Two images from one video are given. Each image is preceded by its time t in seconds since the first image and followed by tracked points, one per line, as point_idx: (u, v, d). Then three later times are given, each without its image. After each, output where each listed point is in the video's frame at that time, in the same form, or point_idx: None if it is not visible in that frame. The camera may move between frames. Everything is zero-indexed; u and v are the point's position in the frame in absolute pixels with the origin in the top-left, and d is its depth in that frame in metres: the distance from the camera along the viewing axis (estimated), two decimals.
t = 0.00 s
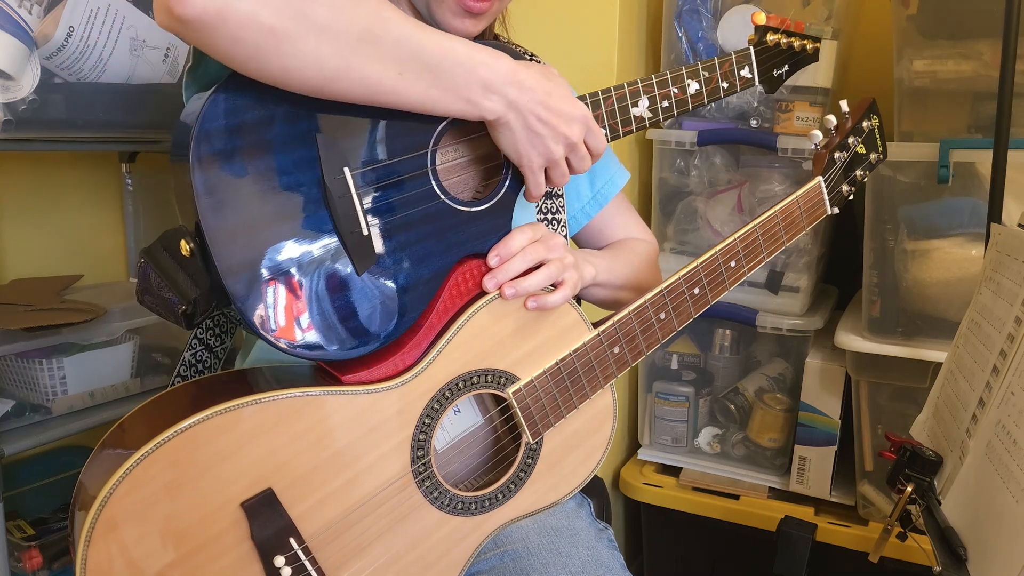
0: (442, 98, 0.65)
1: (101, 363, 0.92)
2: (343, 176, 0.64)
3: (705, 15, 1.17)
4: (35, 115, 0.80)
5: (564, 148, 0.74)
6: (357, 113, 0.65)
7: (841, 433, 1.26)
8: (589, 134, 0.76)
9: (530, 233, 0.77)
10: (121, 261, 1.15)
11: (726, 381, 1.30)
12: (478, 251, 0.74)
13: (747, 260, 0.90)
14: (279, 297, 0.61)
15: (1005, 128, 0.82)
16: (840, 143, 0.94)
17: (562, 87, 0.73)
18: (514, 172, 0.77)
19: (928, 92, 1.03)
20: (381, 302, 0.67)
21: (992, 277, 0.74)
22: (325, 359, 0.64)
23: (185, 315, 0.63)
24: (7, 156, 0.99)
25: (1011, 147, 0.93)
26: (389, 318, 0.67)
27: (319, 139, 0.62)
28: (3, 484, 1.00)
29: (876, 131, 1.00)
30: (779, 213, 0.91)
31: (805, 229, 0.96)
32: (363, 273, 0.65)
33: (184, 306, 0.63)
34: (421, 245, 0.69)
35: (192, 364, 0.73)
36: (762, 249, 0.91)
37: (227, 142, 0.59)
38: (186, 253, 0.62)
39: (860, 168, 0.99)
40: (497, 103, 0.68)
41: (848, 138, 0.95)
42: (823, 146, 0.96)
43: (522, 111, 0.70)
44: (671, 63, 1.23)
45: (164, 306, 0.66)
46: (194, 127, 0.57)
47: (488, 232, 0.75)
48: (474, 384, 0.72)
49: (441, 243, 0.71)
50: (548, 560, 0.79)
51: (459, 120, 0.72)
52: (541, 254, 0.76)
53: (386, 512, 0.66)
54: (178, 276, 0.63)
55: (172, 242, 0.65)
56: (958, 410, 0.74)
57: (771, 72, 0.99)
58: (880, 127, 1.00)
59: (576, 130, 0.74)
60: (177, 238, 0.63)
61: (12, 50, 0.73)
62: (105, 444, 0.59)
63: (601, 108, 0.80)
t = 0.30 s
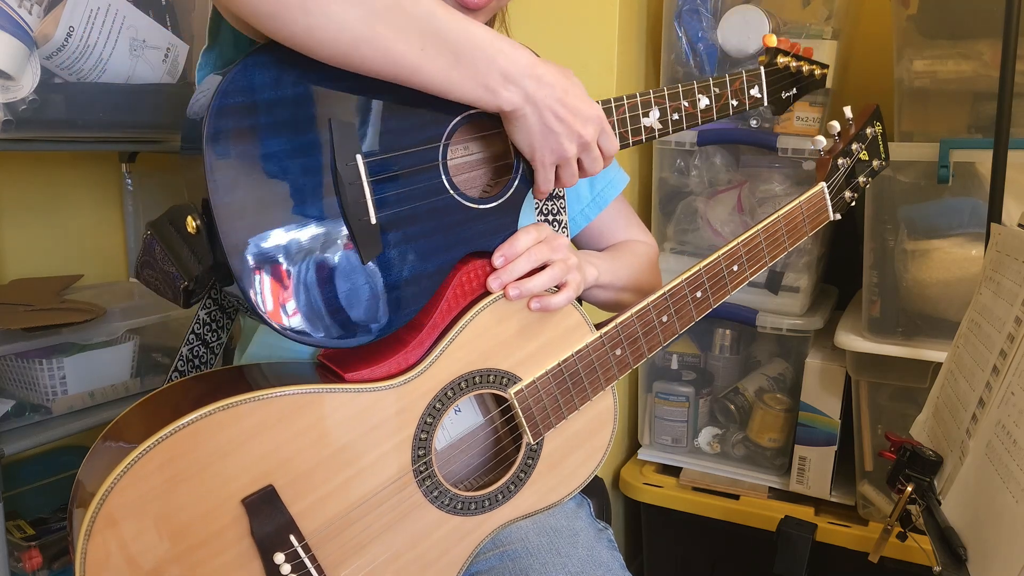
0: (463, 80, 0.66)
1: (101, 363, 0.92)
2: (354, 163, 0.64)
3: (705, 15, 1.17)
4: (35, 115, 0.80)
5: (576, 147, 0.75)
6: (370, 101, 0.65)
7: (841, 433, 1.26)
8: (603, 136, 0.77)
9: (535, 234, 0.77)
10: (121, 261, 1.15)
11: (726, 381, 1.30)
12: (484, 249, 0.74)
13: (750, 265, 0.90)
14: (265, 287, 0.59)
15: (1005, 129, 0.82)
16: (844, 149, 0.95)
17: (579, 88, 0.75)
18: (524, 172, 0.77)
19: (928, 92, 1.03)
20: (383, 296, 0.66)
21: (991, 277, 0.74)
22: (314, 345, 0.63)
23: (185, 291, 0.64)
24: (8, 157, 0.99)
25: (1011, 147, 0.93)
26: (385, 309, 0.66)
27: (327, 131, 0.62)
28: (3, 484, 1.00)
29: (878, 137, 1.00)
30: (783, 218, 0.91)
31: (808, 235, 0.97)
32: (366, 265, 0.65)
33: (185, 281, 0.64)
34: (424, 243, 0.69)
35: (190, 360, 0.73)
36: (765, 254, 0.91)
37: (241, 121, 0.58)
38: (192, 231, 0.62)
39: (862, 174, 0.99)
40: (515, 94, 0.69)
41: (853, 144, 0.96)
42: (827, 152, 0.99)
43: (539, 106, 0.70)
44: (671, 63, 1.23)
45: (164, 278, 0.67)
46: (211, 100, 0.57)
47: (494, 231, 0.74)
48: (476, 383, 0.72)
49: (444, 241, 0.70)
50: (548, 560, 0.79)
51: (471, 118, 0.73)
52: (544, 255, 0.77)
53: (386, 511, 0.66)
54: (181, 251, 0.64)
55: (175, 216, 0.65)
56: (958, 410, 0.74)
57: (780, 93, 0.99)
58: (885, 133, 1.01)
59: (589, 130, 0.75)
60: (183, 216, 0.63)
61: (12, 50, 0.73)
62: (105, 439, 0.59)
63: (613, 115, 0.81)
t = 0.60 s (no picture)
0: (457, 85, 0.66)
1: (101, 363, 0.92)
2: (354, 168, 0.63)
3: (705, 15, 1.17)
4: (35, 115, 0.80)
5: (575, 148, 0.75)
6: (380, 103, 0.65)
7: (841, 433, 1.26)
8: (602, 133, 0.77)
9: (538, 234, 0.77)
10: (121, 261, 1.15)
11: (726, 382, 1.30)
12: (484, 250, 0.74)
13: (751, 266, 0.90)
14: (285, 268, 0.60)
15: (1005, 129, 0.82)
16: (846, 152, 0.94)
17: (575, 88, 0.75)
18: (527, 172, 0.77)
19: (928, 92, 1.03)
20: (386, 296, 0.66)
21: (991, 277, 0.74)
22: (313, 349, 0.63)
23: (190, 296, 0.63)
24: (7, 157, 0.99)
25: (1012, 147, 0.93)
26: (384, 313, 0.66)
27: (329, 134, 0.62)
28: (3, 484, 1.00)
29: (880, 143, 1.00)
30: (785, 219, 0.91)
31: (810, 236, 0.97)
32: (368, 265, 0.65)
33: (189, 287, 0.62)
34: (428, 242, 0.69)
35: (192, 359, 0.73)
36: (766, 255, 0.91)
37: (242, 128, 0.58)
38: (196, 237, 0.61)
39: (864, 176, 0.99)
40: (510, 97, 0.69)
41: (855, 147, 0.96)
42: (828, 154, 0.97)
43: (534, 108, 0.70)
44: (671, 63, 1.23)
45: (171, 283, 0.66)
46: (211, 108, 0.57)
47: (497, 231, 0.74)
48: (479, 383, 0.72)
49: (447, 241, 0.70)
50: (549, 559, 0.79)
51: (470, 119, 0.73)
52: (547, 255, 0.77)
53: (387, 510, 0.66)
54: (186, 257, 0.63)
55: (180, 223, 0.63)
56: (958, 410, 0.74)
57: (785, 87, 0.99)
58: (887, 136, 1.01)
59: (588, 129, 0.75)
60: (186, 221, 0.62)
61: (12, 50, 0.73)
62: (106, 437, 0.59)
63: (615, 114, 0.81)
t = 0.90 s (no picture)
0: (463, 87, 0.66)
1: (100, 363, 0.92)
2: (360, 161, 0.64)
3: (705, 15, 1.17)
4: (35, 115, 0.79)
5: (580, 152, 0.75)
6: (377, 104, 0.65)
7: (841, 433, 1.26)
8: (607, 138, 0.77)
9: (539, 236, 0.77)
10: (122, 261, 1.15)
11: (726, 381, 1.30)
12: (486, 250, 0.74)
13: (753, 268, 0.90)
14: (268, 258, 0.59)
15: (1005, 129, 0.82)
16: (849, 153, 0.94)
17: (582, 93, 0.75)
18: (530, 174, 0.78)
19: (928, 92, 1.03)
20: (386, 294, 0.67)
21: (991, 277, 0.74)
22: (319, 344, 0.64)
23: (188, 285, 0.64)
24: (7, 157, 0.99)
25: (1012, 147, 0.93)
26: (388, 309, 0.67)
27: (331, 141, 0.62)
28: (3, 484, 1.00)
29: (882, 142, 1.00)
30: (786, 221, 0.91)
31: (810, 238, 0.96)
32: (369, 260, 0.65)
33: (187, 276, 0.63)
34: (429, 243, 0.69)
35: (190, 359, 0.73)
36: (767, 258, 0.91)
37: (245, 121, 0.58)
38: (196, 225, 0.62)
39: (865, 179, 0.98)
40: (517, 100, 0.69)
41: (856, 148, 0.95)
42: (830, 156, 0.97)
43: (541, 112, 0.70)
44: (671, 63, 1.22)
45: (168, 272, 0.67)
46: (216, 99, 0.57)
47: (499, 232, 0.75)
48: (478, 385, 0.72)
49: (448, 243, 0.71)
50: (548, 560, 0.79)
51: (475, 119, 0.73)
52: (548, 257, 0.77)
53: (387, 511, 0.66)
54: (185, 246, 0.63)
55: (181, 211, 0.65)
56: (958, 410, 0.74)
57: (788, 102, 0.99)
58: (888, 139, 1.01)
59: (593, 134, 0.75)
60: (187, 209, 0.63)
61: (12, 50, 0.73)
62: (104, 436, 0.59)
63: (619, 121, 0.81)
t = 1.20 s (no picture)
0: (452, 106, 0.66)
1: (100, 364, 0.92)
2: (358, 180, 0.63)
3: (705, 15, 1.17)
4: (35, 115, 0.79)
5: (578, 155, 0.75)
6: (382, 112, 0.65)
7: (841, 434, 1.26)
8: (606, 138, 0.77)
9: (544, 240, 0.77)
10: (122, 261, 1.15)
11: (726, 382, 1.30)
12: (490, 256, 0.74)
13: (756, 273, 0.90)
14: (289, 241, 0.60)
15: (1005, 128, 0.82)
16: (853, 158, 0.95)
17: (578, 95, 0.74)
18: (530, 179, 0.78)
19: (928, 91, 1.03)
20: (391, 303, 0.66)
21: (991, 277, 0.74)
22: (325, 360, 0.64)
23: (194, 310, 0.65)
24: (7, 157, 0.99)
25: (1012, 147, 0.93)
26: (393, 323, 0.66)
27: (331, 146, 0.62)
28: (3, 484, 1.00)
29: (887, 149, 0.99)
30: (790, 226, 0.91)
31: (816, 242, 0.97)
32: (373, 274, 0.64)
33: (193, 302, 0.64)
34: (434, 246, 0.69)
35: (194, 359, 0.73)
36: (771, 263, 0.91)
37: (238, 143, 0.57)
38: (197, 252, 0.62)
39: (869, 184, 0.98)
40: (508, 112, 0.69)
41: (861, 154, 0.95)
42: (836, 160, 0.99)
43: (534, 122, 0.70)
44: (671, 63, 1.22)
45: (173, 297, 0.68)
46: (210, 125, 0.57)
47: (500, 237, 0.74)
48: (481, 388, 0.72)
49: (452, 246, 0.70)
50: (550, 563, 0.79)
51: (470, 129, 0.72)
52: (553, 260, 0.77)
53: (388, 514, 0.66)
54: (189, 272, 0.64)
55: (182, 239, 0.65)
56: (958, 410, 0.73)
57: (795, 80, 1.00)
58: (894, 143, 1.00)
59: (591, 136, 0.74)
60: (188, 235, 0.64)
61: (12, 50, 0.73)
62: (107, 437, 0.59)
63: (619, 116, 0.80)
